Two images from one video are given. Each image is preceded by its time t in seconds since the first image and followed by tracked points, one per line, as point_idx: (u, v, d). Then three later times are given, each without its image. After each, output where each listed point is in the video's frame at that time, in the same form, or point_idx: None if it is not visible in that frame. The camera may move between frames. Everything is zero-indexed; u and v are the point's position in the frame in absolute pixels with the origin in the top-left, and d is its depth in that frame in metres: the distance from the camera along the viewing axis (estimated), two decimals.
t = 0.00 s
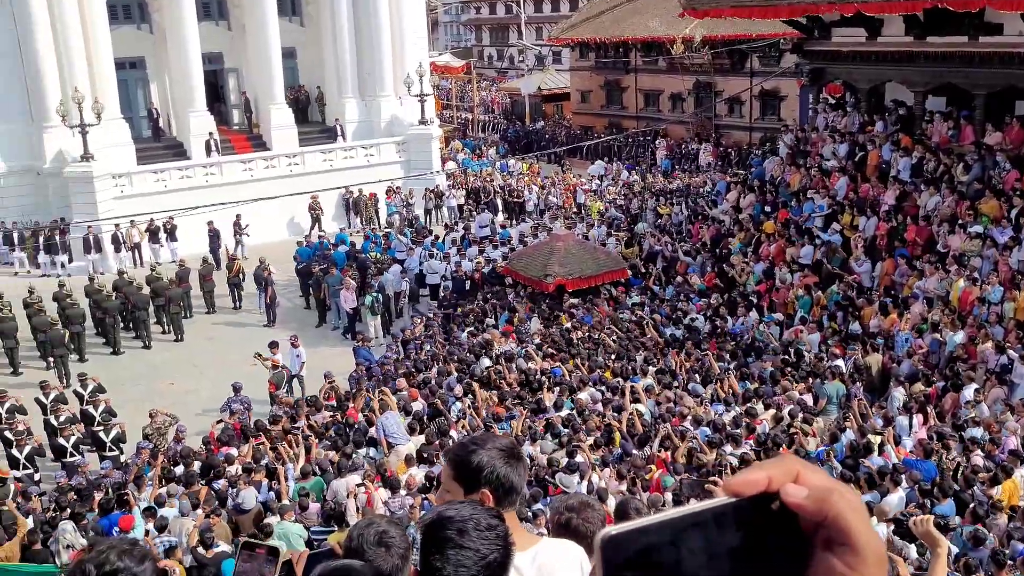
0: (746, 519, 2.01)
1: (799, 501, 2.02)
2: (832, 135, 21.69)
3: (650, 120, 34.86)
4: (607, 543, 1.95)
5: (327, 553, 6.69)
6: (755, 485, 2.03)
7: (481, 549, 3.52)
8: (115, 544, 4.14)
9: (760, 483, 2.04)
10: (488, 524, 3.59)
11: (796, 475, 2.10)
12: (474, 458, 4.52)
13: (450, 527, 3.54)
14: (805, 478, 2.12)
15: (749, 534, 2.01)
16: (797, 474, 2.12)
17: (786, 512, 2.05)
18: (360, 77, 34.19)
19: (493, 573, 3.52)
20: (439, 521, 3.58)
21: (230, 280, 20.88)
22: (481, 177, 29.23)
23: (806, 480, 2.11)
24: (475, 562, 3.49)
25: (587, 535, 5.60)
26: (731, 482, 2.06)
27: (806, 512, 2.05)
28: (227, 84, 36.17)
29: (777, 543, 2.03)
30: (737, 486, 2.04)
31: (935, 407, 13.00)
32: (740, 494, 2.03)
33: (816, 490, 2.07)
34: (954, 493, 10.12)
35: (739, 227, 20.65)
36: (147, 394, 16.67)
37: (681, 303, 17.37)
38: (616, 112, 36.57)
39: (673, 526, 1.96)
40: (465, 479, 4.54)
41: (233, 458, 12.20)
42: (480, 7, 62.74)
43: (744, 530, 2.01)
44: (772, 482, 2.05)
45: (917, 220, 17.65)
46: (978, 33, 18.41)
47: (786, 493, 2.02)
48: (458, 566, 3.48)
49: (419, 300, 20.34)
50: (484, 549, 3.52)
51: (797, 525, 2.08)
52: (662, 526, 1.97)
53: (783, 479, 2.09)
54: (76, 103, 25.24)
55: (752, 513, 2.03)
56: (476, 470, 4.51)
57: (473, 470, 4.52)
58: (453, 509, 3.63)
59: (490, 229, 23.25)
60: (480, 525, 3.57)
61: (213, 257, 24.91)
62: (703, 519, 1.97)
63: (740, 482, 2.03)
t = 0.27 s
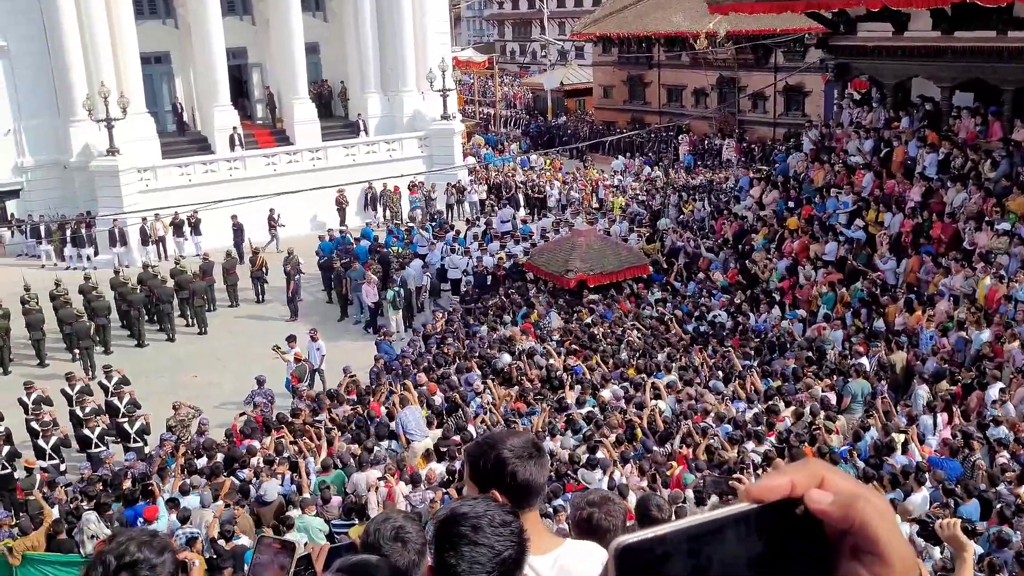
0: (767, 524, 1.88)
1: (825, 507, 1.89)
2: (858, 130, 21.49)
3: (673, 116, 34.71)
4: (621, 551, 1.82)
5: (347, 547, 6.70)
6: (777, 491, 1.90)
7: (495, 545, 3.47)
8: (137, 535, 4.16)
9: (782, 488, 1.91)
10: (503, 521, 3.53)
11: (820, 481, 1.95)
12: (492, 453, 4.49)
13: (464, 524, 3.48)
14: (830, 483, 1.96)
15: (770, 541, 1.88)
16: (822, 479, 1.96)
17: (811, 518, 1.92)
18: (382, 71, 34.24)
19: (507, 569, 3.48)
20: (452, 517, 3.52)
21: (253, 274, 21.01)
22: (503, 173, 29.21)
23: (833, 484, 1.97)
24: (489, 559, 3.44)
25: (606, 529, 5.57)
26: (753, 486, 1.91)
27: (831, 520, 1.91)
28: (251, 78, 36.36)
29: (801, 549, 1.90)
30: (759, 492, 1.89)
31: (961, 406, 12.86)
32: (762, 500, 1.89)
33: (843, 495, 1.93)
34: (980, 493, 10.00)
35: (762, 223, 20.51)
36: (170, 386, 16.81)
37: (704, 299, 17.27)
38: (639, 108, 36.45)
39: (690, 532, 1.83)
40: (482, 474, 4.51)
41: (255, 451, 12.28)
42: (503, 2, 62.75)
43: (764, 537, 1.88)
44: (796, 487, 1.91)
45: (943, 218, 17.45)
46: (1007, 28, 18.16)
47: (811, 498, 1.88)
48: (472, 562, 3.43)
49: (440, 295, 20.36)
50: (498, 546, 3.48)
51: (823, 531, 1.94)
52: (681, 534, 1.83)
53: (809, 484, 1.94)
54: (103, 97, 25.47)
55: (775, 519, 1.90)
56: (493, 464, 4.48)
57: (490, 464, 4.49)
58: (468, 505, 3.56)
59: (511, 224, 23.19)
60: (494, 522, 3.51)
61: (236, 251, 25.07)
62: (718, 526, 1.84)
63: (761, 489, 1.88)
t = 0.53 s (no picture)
0: (806, 523, 1.64)
1: (870, 506, 1.67)
2: (871, 123, 21.34)
3: (685, 109, 34.59)
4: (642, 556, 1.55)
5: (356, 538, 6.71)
6: (817, 488, 1.68)
7: (498, 538, 3.46)
8: (146, 525, 4.16)
9: (822, 486, 1.69)
10: (506, 514, 3.53)
11: (862, 475, 1.75)
12: (504, 454, 4.32)
13: (467, 518, 3.48)
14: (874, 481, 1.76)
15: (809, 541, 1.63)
16: (868, 477, 1.76)
17: (857, 521, 1.69)
18: (393, 64, 34.21)
19: (511, 563, 3.47)
20: (455, 512, 3.52)
21: (265, 267, 21.06)
22: (514, 166, 29.17)
23: (878, 486, 1.76)
24: (493, 552, 3.43)
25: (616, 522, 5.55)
26: (788, 485, 1.71)
27: (876, 519, 1.69)
28: (263, 71, 36.40)
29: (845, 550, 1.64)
30: (797, 488, 1.68)
31: (974, 401, 12.77)
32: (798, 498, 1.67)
33: (890, 494, 1.72)
34: (993, 489, 9.95)
35: (775, 217, 20.42)
36: (182, 378, 16.89)
37: (716, 292, 17.21)
38: (650, 101, 36.34)
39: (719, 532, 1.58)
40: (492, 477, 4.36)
41: (266, 442, 12.33)
42: None
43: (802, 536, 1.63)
44: (838, 484, 1.70)
45: (957, 211, 17.33)
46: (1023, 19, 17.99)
47: (852, 495, 1.68)
48: (476, 557, 3.41)
49: (451, 288, 20.35)
50: (501, 539, 3.47)
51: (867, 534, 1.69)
52: (713, 533, 1.58)
53: (851, 482, 1.74)
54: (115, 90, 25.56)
55: (816, 519, 1.66)
56: (506, 465, 4.31)
57: (501, 466, 4.32)
58: (470, 499, 3.56)
59: (522, 218, 23.16)
60: (497, 515, 3.50)
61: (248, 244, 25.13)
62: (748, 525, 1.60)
63: (798, 483, 1.68)
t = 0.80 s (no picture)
0: (847, 527, 1.52)
1: (915, 511, 1.56)
2: (875, 121, 21.29)
3: (688, 106, 34.54)
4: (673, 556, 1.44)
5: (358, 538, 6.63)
6: (859, 490, 1.57)
7: (499, 536, 3.45)
8: (144, 523, 4.15)
9: (864, 489, 1.58)
10: (506, 512, 3.52)
11: (905, 479, 1.64)
12: (515, 457, 4.29)
13: (467, 516, 3.47)
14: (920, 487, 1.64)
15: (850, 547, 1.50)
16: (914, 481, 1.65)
17: (901, 527, 1.57)
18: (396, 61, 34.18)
19: (511, 561, 3.46)
20: (455, 510, 3.51)
21: (268, 264, 21.08)
22: (517, 163, 29.16)
23: (922, 491, 1.64)
24: (494, 550, 3.42)
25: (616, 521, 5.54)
26: (830, 488, 1.59)
27: (922, 524, 1.57)
28: (265, 68, 36.40)
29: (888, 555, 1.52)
30: (839, 491, 1.57)
31: (978, 399, 12.75)
32: (840, 502, 1.56)
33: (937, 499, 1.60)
34: (996, 487, 9.94)
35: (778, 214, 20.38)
36: (184, 375, 16.91)
37: (719, 290, 17.19)
38: (654, 98, 36.28)
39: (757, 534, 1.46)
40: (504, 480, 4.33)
41: (269, 439, 12.34)
42: None
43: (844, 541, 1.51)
44: (880, 488, 1.59)
45: (961, 209, 17.28)
46: None
47: (896, 500, 1.56)
48: (476, 555, 3.39)
49: (453, 286, 20.34)
50: (502, 537, 3.46)
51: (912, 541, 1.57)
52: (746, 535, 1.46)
53: (892, 486, 1.63)
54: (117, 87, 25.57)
55: (859, 523, 1.54)
56: (517, 468, 4.28)
57: (514, 469, 4.29)
58: (470, 497, 3.55)
59: (525, 215, 23.13)
60: (498, 513, 3.50)
61: (251, 241, 25.14)
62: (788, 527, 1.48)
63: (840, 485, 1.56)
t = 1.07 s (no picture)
0: (882, 527, 1.62)
1: (952, 513, 1.64)
2: (865, 118, 21.34)
3: (679, 103, 34.57)
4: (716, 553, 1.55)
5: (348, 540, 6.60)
6: (896, 491, 1.65)
7: (489, 530, 3.44)
8: (128, 522, 4.12)
9: (902, 489, 1.66)
10: (497, 505, 3.51)
11: (947, 482, 1.72)
12: (507, 456, 4.29)
13: (458, 510, 3.46)
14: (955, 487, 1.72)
15: (878, 544, 1.60)
16: (952, 484, 1.73)
17: (933, 528, 1.66)
18: (387, 57, 34.11)
19: (502, 555, 3.45)
20: (447, 504, 3.50)
21: (258, 261, 21.03)
22: (509, 159, 29.15)
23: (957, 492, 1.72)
24: (484, 544, 3.41)
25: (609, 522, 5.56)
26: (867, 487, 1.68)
27: (958, 526, 1.66)
28: (255, 64, 36.28)
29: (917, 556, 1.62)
30: (876, 492, 1.64)
31: (967, 394, 12.83)
32: (878, 502, 1.64)
33: (974, 501, 1.68)
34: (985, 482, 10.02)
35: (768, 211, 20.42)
36: (174, 372, 16.85)
37: (709, 286, 17.22)
38: (644, 95, 36.28)
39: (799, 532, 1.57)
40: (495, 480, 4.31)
41: (258, 436, 12.32)
42: None
43: (878, 537, 1.61)
44: (918, 490, 1.67)
45: (950, 206, 17.35)
46: (1017, 14, 17.99)
47: (934, 500, 1.64)
48: (467, 549, 3.39)
49: (444, 282, 20.32)
50: (493, 531, 3.45)
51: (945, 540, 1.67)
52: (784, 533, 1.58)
53: (931, 487, 1.70)
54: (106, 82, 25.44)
55: (893, 521, 1.63)
56: (509, 467, 4.27)
57: (506, 468, 4.28)
58: (461, 491, 3.55)
59: (516, 212, 23.08)
60: (489, 507, 3.49)
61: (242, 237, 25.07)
62: (828, 525, 1.58)
63: (879, 487, 1.63)
